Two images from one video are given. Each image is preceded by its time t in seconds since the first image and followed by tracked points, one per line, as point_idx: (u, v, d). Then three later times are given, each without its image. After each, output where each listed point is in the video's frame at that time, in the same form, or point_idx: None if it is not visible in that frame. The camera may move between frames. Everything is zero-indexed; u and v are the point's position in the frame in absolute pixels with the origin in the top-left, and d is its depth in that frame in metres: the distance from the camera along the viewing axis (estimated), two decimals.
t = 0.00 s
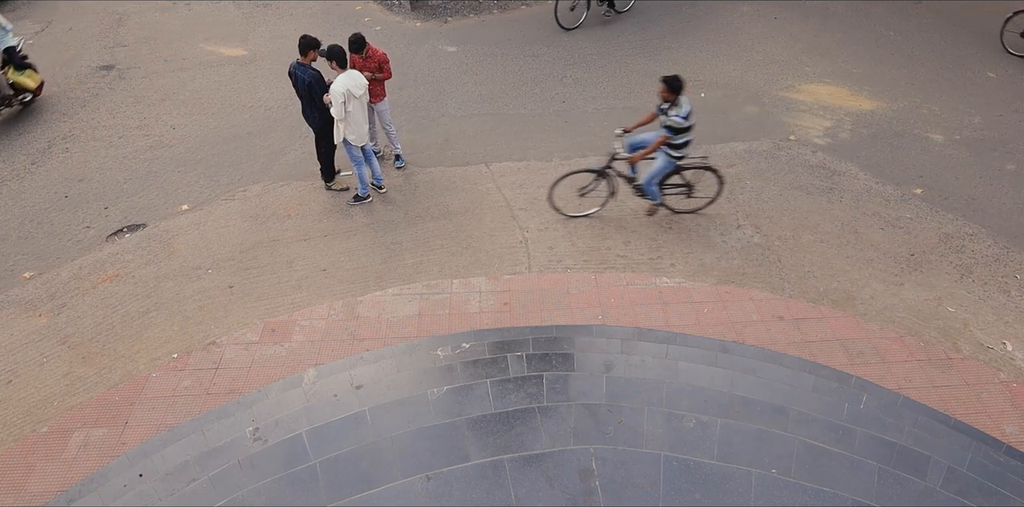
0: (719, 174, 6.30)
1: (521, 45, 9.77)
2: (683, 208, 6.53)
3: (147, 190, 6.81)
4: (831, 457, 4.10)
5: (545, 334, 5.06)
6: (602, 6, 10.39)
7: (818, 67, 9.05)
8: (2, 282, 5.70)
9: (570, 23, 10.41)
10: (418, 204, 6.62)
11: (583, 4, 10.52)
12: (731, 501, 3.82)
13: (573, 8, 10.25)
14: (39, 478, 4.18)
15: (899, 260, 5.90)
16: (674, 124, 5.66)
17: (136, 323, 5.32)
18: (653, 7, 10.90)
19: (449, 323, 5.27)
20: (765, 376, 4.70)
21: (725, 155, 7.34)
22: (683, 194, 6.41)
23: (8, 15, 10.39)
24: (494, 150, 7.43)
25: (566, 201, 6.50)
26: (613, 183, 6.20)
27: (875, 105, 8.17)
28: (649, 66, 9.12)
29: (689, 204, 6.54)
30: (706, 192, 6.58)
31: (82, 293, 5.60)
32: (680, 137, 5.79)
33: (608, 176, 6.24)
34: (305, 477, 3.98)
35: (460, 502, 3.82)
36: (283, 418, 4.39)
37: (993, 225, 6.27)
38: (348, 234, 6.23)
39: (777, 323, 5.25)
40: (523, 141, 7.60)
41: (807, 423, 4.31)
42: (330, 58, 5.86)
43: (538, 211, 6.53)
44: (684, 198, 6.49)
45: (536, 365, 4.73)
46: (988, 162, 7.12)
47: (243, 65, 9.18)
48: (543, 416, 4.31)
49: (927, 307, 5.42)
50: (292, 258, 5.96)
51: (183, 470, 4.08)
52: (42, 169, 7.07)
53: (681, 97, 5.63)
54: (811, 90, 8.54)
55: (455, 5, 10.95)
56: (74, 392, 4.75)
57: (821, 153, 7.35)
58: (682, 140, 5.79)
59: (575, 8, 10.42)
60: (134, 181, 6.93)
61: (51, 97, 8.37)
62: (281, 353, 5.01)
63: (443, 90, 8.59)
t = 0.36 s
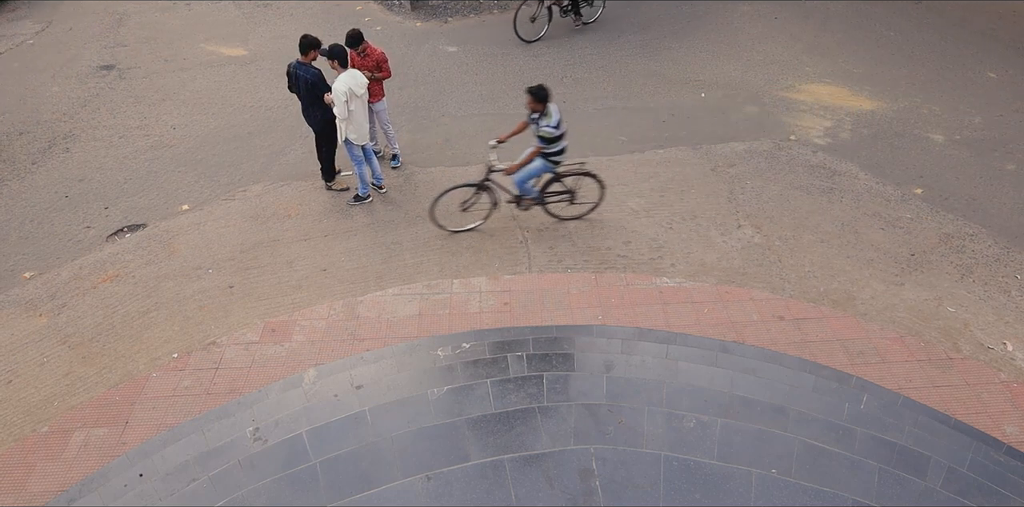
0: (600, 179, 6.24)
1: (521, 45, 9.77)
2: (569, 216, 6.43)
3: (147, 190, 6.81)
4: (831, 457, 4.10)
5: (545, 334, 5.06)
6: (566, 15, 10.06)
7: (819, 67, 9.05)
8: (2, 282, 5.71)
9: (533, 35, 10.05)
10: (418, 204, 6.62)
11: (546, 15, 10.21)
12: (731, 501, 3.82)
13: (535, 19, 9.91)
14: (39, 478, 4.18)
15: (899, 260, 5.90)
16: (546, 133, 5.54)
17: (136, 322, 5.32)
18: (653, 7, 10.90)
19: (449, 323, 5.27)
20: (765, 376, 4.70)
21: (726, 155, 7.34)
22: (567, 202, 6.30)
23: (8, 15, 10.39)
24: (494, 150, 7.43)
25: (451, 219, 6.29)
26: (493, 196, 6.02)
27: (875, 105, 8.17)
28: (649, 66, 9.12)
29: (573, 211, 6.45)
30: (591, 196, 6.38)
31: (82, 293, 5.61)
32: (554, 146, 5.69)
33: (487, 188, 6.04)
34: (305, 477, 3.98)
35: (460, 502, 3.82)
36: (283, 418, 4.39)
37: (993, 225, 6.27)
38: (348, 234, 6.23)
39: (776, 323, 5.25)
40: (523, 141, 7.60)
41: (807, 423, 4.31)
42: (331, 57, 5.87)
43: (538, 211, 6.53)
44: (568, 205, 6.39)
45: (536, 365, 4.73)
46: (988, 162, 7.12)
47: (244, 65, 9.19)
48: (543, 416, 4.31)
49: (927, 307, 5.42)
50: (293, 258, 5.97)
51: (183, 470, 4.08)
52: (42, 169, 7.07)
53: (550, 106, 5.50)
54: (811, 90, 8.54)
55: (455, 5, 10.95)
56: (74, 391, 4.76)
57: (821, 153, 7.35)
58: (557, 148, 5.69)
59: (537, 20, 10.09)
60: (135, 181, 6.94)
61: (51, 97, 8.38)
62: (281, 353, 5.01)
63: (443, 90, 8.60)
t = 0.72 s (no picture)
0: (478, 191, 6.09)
1: (521, 45, 9.77)
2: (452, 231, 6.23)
3: (147, 190, 6.81)
4: (831, 457, 4.10)
5: (545, 334, 5.06)
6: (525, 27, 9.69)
7: (819, 68, 9.05)
8: (2, 282, 5.70)
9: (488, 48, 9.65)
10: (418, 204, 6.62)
11: (502, 29, 9.86)
12: (731, 501, 3.82)
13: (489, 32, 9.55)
14: (39, 478, 4.18)
15: (899, 260, 5.90)
16: (416, 152, 5.35)
17: (136, 322, 5.32)
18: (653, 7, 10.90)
19: (449, 323, 5.27)
20: (765, 376, 4.70)
21: (726, 155, 7.34)
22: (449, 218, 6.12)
23: (8, 15, 10.39)
24: (494, 150, 7.43)
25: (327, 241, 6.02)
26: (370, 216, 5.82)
27: (875, 105, 8.17)
28: (649, 66, 9.12)
29: (455, 227, 6.25)
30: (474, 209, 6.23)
31: (82, 293, 5.61)
32: (426, 164, 5.48)
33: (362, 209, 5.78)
34: (305, 477, 3.98)
35: (460, 502, 3.82)
36: (283, 418, 4.39)
37: (994, 225, 6.27)
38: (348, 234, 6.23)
39: (777, 323, 5.25)
40: (523, 141, 7.60)
41: (807, 423, 4.31)
42: (332, 57, 5.88)
43: (539, 211, 6.53)
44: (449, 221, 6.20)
45: (536, 365, 4.73)
46: (988, 162, 7.12)
47: (244, 65, 9.19)
48: (543, 416, 4.31)
49: (927, 307, 5.42)
50: (292, 257, 5.97)
51: (184, 470, 4.08)
52: (42, 169, 7.07)
53: (418, 122, 5.33)
54: (811, 90, 8.54)
55: (455, 5, 10.95)
56: (74, 392, 4.76)
57: (821, 153, 7.34)
58: (431, 166, 5.49)
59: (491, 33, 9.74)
60: (135, 181, 6.94)
61: (51, 97, 8.38)
62: (281, 353, 5.01)
63: (442, 90, 8.60)
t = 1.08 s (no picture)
0: (354, 211, 5.84)
1: (521, 45, 9.77)
2: (332, 257, 5.95)
3: (146, 190, 6.81)
4: (831, 457, 4.10)
5: (545, 334, 5.06)
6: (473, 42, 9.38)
7: (819, 68, 9.05)
8: (2, 282, 5.70)
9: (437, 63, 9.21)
10: (418, 204, 6.62)
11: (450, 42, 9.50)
12: (731, 501, 3.82)
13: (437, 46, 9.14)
14: (39, 477, 4.18)
15: (899, 260, 5.89)
16: (276, 178, 5.03)
17: (137, 322, 5.32)
18: (652, 7, 10.90)
19: (449, 323, 5.27)
20: (765, 376, 4.70)
21: (726, 155, 7.34)
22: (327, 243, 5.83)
23: (8, 15, 10.38)
24: (494, 150, 7.43)
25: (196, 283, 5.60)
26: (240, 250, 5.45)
27: (875, 105, 8.17)
28: (649, 66, 9.12)
29: (336, 251, 6.00)
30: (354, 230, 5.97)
31: (82, 292, 5.61)
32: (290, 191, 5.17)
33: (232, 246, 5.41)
34: (305, 477, 3.98)
35: (460, 502, 3.82)
36: (283, 418, 4.39)
37: (994, 225, 6.27)
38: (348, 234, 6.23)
39: (777, 323, 5.25)
40: (523, 141, 7.60)
41: (807, 423, 4.31)
42: (332, 58, 5.87)
43: (538, 211, 6.53)
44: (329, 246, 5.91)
45: (536, 365, 4.73)
46: (988, 162, 7.12)
47: (244, 65, 9.19)
48: (543, 416, 4.31)
49: (927, 307, 5.42)
50: (292, 258, 5.96)
51: (184, 470, 4.08)
52: (42, 169, 7.07)
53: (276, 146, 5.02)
54: (811, 90, 8.53)
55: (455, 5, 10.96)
56: (74, 392, 4.75)
57: (821, 153, 7.34)
58: (296, 192, 5.19)
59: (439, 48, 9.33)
60: (135, 181, 6.94)
61: (51, 97, 8.37)
62: (281, 353, 5.01)
63: (442, 90, 8.59)
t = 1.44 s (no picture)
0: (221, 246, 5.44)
1: (521, 45, 9.77)
2: (202, 297, 5.50)
3: (146, 190, 6.80)
4: (831, 457, 4.09)
5: (545, 334, 5.05)
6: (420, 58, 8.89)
7: (819, 68, 9.05)
8: (2, 282, 5.70)
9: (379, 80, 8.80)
10: (418, 204, 6.62)
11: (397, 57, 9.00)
12: (731, 501, 3.82)
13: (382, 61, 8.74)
14: (39, 477, 4.18)
15: (899, 260, 5.89)
16: (121, 217, 4.62)
17: (136, 322, 5.32)
18: (652, 7, 10.91)
19: (449, 323, 5.27)
20: (765, 376, 4.70)
21: (726, 155, 7.34)
22: (196, 281, 5.42)
23: (8, 15, 10.38)
24: (494, 150, 7.43)
25: (48, 337, 5.13)
26: (94, 299, 5.01)
27: (875, 105, 8.16)
28: (649, 66, 9.12)
29: (208, 290, 5.56)
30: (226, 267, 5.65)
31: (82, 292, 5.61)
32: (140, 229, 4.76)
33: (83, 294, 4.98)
34: (305, 476, 3.98)
35: (460, 502, 3.82)
36: (283, 418, 4.39)
37: (994, 225, 6.26)
38: (348, 234, 6.23)
39: (777, 323, 5.25)
40: (523, 141, 7.60)
41: (807, 423, 4.31)
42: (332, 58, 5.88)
43: (538, 211, 6.53)
44: (198, 284, 5.49)
45: (536, 365, 4.73)
46: (988, 162, 7.12)
47: (243, 65, 9.19)
48: (543, 416, 4.31)
49: (927, 307, 5.42)
50: (292, 258, 5.96)
51: (184, 470, 4.08)
52: (43, 169, 7.07)
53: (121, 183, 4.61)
54: (812, 90, 8.53)
55: (455, 5, 10.96)
56: (74, 392, 4.75)
57: (822, 153, 7.34)
58: (147, 229, 4.79)
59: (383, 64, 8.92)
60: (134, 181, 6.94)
61: (51, 97, 8.37)
62: (281, 353, 5.01)
63: (442, 90, 8.59)
